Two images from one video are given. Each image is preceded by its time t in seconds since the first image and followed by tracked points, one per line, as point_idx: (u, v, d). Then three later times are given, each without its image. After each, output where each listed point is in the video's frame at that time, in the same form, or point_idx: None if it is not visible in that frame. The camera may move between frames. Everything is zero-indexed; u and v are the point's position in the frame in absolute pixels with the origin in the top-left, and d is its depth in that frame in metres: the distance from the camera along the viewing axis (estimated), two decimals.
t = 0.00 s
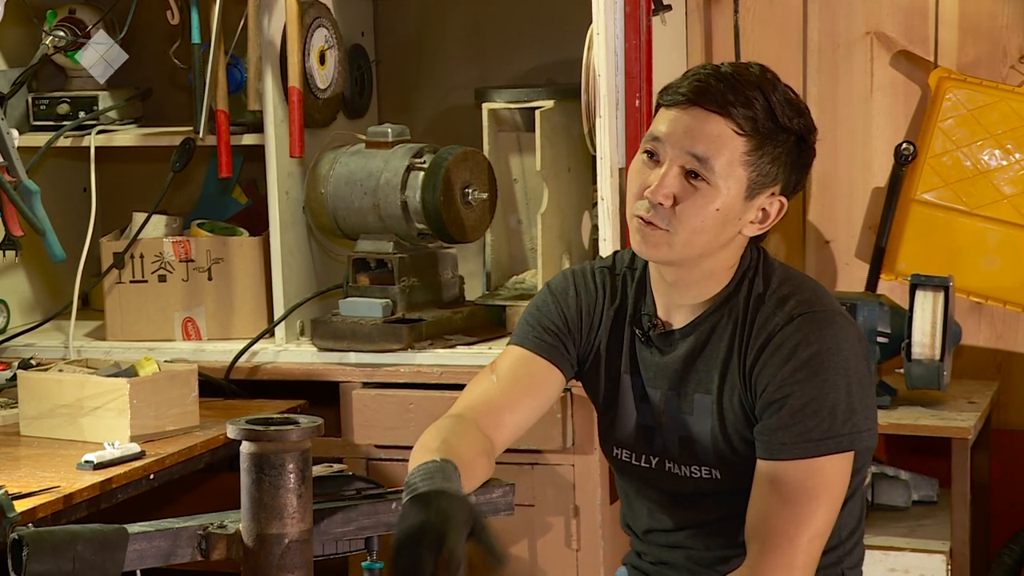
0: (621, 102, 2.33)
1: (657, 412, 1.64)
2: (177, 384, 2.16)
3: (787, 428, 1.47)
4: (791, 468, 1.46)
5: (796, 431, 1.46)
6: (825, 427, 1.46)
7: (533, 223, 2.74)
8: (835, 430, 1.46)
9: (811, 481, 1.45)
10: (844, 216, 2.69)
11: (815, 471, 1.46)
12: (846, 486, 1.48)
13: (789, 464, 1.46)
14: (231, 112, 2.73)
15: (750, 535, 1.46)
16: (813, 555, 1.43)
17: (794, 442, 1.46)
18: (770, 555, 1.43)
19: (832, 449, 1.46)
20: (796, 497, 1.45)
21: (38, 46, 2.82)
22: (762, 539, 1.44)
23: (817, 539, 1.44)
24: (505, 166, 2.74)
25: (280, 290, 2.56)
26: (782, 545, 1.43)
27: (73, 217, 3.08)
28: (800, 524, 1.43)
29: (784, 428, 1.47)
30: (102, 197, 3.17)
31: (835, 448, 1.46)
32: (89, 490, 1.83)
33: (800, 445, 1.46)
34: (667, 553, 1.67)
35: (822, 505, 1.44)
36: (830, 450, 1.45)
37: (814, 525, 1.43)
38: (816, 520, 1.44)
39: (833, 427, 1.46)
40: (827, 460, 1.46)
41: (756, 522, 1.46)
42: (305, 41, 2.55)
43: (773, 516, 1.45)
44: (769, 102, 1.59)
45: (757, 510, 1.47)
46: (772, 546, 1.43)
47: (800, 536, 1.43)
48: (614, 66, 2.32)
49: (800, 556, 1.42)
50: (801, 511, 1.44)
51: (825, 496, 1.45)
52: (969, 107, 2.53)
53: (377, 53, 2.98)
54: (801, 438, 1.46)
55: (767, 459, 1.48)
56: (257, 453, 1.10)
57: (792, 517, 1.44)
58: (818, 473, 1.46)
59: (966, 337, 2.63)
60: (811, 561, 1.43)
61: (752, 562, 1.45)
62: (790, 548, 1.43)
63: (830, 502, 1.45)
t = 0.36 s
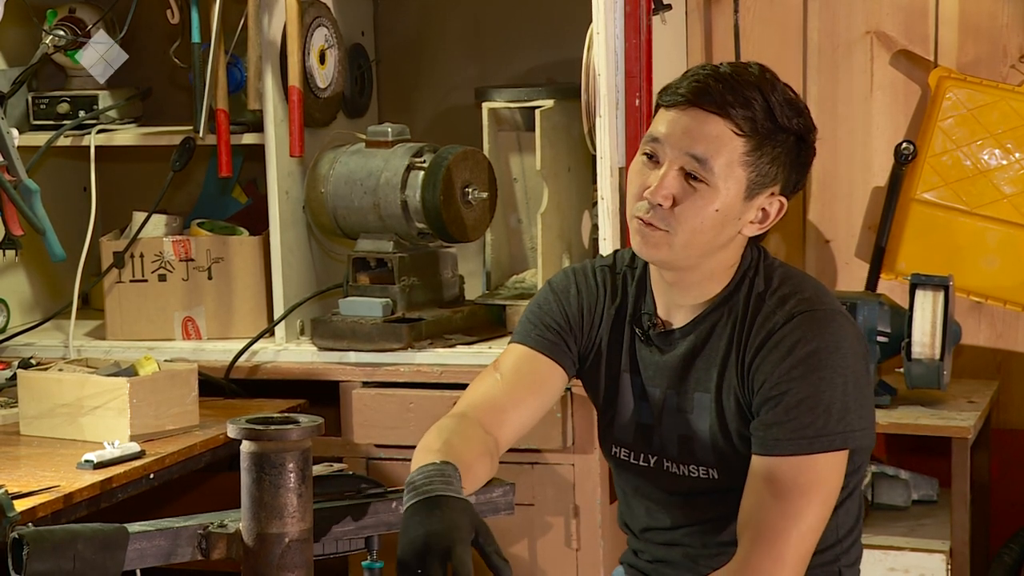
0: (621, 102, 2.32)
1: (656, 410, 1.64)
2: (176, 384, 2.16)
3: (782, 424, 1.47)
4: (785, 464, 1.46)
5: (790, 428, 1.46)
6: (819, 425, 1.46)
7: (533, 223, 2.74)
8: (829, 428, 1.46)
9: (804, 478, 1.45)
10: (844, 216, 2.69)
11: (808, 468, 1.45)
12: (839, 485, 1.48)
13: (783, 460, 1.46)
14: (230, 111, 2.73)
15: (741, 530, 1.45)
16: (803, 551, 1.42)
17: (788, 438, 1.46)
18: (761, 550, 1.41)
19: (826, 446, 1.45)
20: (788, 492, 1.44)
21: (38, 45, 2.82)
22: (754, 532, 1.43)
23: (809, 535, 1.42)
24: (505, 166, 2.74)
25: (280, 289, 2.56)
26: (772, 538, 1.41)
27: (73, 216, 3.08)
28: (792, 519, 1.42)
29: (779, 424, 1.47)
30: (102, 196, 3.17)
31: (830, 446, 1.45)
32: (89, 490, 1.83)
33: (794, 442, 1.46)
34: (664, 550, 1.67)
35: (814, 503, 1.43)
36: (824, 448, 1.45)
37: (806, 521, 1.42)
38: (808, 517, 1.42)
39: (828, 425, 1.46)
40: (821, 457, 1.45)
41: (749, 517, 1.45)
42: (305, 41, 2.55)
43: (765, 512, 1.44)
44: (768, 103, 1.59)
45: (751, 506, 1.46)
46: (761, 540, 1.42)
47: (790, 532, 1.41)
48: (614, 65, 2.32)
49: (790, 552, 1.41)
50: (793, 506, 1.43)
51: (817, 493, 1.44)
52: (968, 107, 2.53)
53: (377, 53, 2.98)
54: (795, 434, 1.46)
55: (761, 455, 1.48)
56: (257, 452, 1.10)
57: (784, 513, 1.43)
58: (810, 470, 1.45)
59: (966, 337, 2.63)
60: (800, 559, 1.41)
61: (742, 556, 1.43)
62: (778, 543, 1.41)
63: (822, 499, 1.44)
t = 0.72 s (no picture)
0: (621, 102, 2.33)
1: (661, 408, 1.64)
2: (176, 385, 2.16)
3: (786, 419, 1.47)
4: (789, 459, 1.46)
5: (795, 423, 1.46)
6: (824, 419, 1.46)
7: (533, 224, 2.74)
8: (833, 422, 1.46)
9: (809, 473, 1.45)
10: (844, 216, 2.69)
11: (812, 463, 1.45)
12: (844, 479, 1.48)
13: (788, 455, 1.46)
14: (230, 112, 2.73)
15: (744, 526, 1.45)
16: (805, 546, 1.42)
17: (792, 433, 1.46)
18: (763, 546, 1.42)
19: (831, 441, 1.45)
20: (791, 487, 1.44)
21: (38, 46, 2.82)
22: (757, 527, 1.43)
23: (811, 530, 1.42)
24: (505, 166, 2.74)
25: (280, 290, 2.56)
26: (774, 533, 1.42)
27: (73, 217, 3.08)
28: (794, 514, 1.42)
29: (783, 419, 1.47)
30: (102, 197, 3.17)
31: (834, 440, 1.45)
32: (89, 491, 1.83)
33: (799, 436, 1.46)
34: (669, 551, 1.67)
35: (818, 497, 1.44)
36: (829, 442, 1.45)
37: (809, 516, 1.43)
38: (813, 511, 1.43)
39: (833, 419, 1.46)
40: (825, 452, 1.45)
41: (751, 513, 1.45)
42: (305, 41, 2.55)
43: (768, 507, 1.44)
44: (766, 101, 1.59)
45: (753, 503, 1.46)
46: (765, 535, 1.42)
47: (794, 526, 1.42)
48: (614, 66, 2.32)
49: (791, 547, 1.41)
50: (796, 501, 1.43)
51: (822, 488, 1.44)
52: (969, 107, 2.53)
53: (377, 53, 2.98)
54: (799, 428, 1.46)
55: (765, 451, 1.48)
56: (257, 453, 1.11)
57: (786, 508, 1.43)
58: (815, 464, 1.45)
59: (966, 338, 2.63)
60: (802, 554, 1.42)
61: (744, 552, 1.43)
62: (780, 538, 1.41)
63: (826, 494, 1.44)
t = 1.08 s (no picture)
0: (620, 102, 2.32)
1: (654, 411, 1.64)
2: (176, 384, 2.16)
3: (778, 425, 1.47)
4: (782, 465, 1.46)
5: (786, 429, 1.46)
6: (815, 425, 1.46)
7: (532, 223, 2.74)
8: (825, 428, 1.45)
9: (802, 479, 1.45)
10: (843, 216, 2.69)
11: (805, 469, 1.45)
12: (838, 484, 1.48)
13: (780, 462, 1.46)
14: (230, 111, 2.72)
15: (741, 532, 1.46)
16: (802, 552, 1.42)
17: (784, 439, 1.46)
18: (760, 552, 1.42)
19: (823, 447, 1.45)
20: (785, 493, 1.45)
21: (37, 45, 2.82)
22: (753, 534, 1.44)
23: (807, 536, 1.43)
24: (505, 166, 2.74)
25: (279, 289, 2.56)
26: (771, 540, 1.42)
27: (72, 216, 3.07)
28: (790, 520, 1.43)
29: (775, 425, 1.47)
30: (101, 196, 3.17)
31: (826, 446, 1.45)
32: (89, 490, 1.83)
33: (791, 443, 1.45)
34: (664, 551, 1.67)
35: (812, 503, 1.44)
36: (821, 449, 1.45)
37: (804, 522, 1.43)
38: (807, 518, 1.43)
39: (824, 425, 1.46)
40: (818, 458, 1.45)
41: (746, 519, 1.45)
42: (304, 40, 2.55)
43: (763, 513, 1.44)
44: (758, 100, 1.59)
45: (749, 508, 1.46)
46: (760, 542, 1.42)
47: (789, 533, 1.42)
48: (613, 65, 2.32)
49: (789, 553, 1.42)
50: (791, 508, 1.43)
51: (815, 494, 1.44)
52: (968, 106, 2.53)
53: (377, 53, 2.98)
54: (791, 435, 1.46)
55: (758, 457, 1.48)
56: (257, 451, 1.11)
57: (783, 514, 1.43)
58: (808, 471, 1.45)
59: (965, 337, 2.63)
60: (799, 559, 1.42)
61: (742, 559, 1.43)
62: (778, 545, 1.42)
63: (821, 499, 1.44)
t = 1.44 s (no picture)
0: (620, 102, 2.32)
1: (652, 415, 1.64)
2: (175, 384, 2.16)
3: (774, 431, 1.47)
4: (779, 471, 1.46)
5: (782, 435, 1.46)
6: (812, 431, 1.46)
7: (532, 223, 2.74)
8: (822, 433, 1.45)
9: (799, 485, 1.45)
10: (844, 216, 2.69)
11: (802, 475, 1.45)
12: (835, 489, 1.48)
13: (776, 467, 1.46)
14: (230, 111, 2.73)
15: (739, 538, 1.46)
16: (800, 557, 1.43)
17: (781, 445, 1.46)
18: (758, 558, 1.43)
19: (819, 452, 1.45)
20: (783, 499, 1.45)
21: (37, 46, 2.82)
22: (750, 541, 1.44)
23: (805, 541, 1.43)
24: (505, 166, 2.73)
25: (279, 289, 2.56)
26: (769, 547, 1.42)
27: (72, 216, 3.07)
28: (788, 526, 1.43)
29: (771, 431, 1.47)
30: (101, 197, 3.17)
31: (823, 451, 1.45)
32: (89, 490, 1.83)
33: (787, 449, 1.45)
34: (663, 552, 1.68)
35: (809, 509, 1.44)
36: (817, 454, 1.45)
37: (801, 528, 1.43)
38: (804, 524, 1.43)
39: (821, 430, 1.46)
40: (814, 464, 1.45)
41: (744, 526, 1.46)
42: (304, 41, 2.55)
43: (761, 519, 1.45)
44: (749, 102, 1.59)
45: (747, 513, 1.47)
46: (758, 548, 1.43)
47: (787, 539, 1.42)
48: (613, 65, 2.31)
49: (787, 559, 1.42)
50: (788, 514, 1.44)
51: (811, 500, 1.45)
52: (968, 107, 2.53)
53: (377, 53, 2.98)
54: (787, 441, 1.46)
55: (755, 462, 1.48)
56: (257, 452, 1.11)
57: (780, 520, 1.44)
58: (805, 476, 1.45)
59: (965, 337, 2.63)
60: (797, 565, 1.43)
61: (739, 565, 1.44)
62: (776, 552, 1.42)
63: (818, 505, 1.45)
